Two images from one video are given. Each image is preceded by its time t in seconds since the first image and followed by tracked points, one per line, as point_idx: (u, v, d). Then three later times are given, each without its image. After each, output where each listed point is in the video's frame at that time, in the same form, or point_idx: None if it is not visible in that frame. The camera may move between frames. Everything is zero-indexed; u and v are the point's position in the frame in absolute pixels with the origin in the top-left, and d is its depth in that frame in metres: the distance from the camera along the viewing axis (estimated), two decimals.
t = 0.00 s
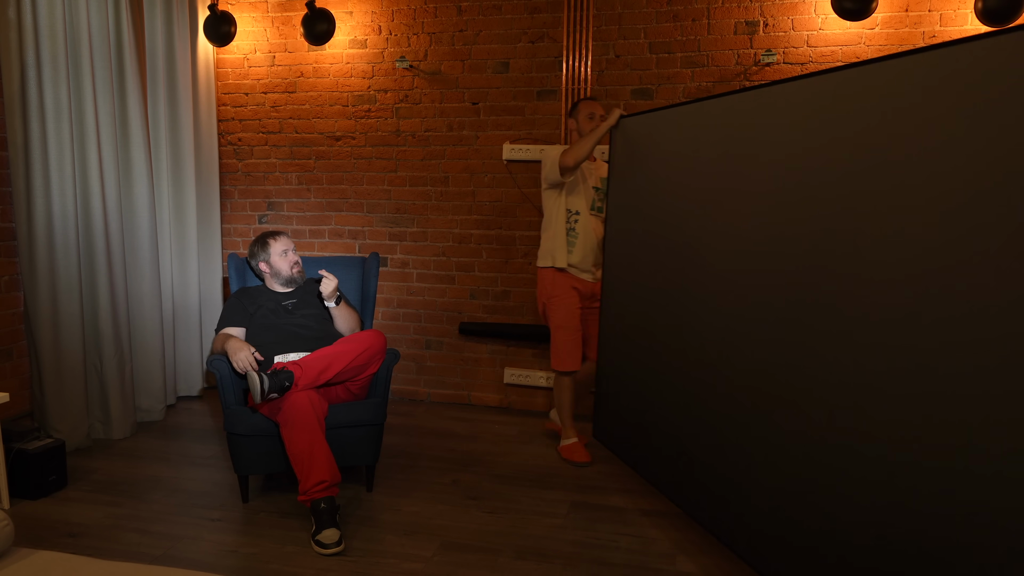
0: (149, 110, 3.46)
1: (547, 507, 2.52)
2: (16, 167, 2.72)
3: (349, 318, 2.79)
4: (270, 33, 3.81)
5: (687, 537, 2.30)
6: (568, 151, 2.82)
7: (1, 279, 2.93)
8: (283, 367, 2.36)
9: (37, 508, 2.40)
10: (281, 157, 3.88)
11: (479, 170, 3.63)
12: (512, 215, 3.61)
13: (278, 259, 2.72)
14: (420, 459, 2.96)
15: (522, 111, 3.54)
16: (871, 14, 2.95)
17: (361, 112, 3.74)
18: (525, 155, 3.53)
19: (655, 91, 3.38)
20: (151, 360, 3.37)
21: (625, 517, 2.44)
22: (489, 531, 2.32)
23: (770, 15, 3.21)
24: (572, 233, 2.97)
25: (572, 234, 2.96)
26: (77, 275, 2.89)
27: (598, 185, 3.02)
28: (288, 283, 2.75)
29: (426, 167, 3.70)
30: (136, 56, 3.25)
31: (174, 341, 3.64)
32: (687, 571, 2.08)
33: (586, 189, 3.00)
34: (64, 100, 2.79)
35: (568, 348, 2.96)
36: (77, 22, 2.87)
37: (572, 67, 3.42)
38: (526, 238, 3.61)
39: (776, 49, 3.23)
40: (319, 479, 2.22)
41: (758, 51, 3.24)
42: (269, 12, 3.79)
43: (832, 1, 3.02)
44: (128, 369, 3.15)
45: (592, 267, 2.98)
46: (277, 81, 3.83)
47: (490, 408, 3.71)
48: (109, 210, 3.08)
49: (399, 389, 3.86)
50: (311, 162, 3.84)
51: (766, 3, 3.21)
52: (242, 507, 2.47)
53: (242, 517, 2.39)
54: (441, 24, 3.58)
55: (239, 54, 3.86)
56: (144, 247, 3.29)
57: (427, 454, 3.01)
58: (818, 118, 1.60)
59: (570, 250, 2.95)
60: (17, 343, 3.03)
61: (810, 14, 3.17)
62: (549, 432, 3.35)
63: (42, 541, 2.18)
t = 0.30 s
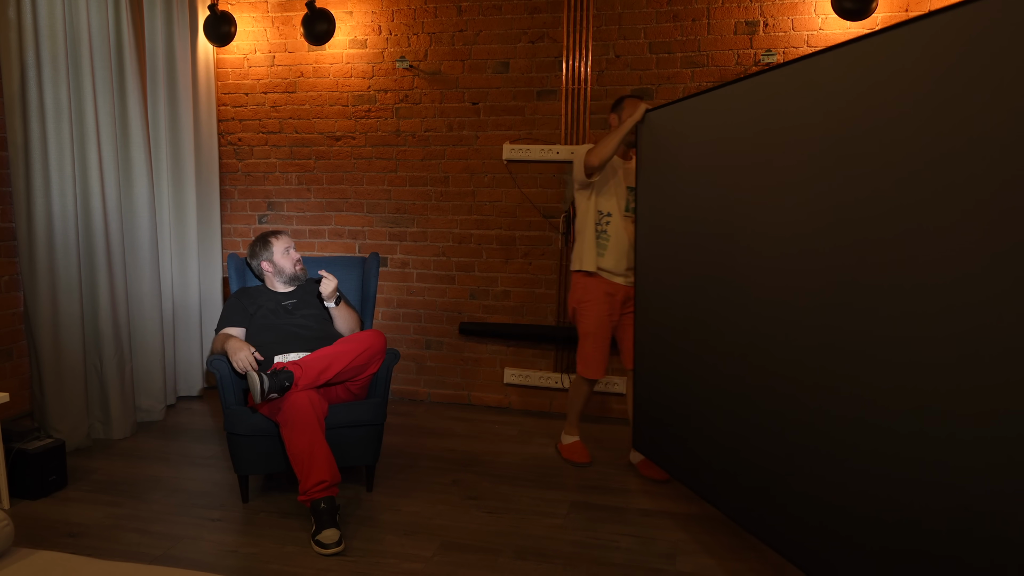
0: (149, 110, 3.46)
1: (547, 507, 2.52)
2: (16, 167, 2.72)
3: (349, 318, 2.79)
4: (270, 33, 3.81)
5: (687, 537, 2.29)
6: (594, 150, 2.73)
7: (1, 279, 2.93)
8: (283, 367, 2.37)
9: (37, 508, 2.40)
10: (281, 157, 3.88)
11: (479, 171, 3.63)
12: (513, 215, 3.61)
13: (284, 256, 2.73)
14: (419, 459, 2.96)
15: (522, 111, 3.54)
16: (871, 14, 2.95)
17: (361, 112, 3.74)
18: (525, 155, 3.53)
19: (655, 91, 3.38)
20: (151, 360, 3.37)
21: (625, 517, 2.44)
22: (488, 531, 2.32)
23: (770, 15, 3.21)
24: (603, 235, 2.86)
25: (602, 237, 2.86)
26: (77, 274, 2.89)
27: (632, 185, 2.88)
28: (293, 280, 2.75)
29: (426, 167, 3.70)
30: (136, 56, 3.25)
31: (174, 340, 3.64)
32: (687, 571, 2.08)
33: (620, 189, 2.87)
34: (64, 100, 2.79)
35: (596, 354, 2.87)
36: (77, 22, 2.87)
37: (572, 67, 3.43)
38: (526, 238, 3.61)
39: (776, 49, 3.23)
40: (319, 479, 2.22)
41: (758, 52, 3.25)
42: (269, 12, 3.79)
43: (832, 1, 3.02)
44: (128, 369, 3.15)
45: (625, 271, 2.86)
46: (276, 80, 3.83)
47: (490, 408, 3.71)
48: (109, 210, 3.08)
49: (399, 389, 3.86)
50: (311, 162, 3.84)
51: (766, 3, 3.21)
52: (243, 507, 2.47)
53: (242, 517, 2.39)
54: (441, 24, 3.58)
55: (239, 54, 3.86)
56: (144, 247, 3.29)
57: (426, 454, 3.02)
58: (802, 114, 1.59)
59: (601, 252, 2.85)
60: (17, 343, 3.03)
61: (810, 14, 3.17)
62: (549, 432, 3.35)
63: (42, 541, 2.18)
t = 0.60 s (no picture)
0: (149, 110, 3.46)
1: (547, 507, 2.52)
2: (16, 167, 2.72)
3: (349, 319, 2.79)
4: (270, 33, 3.81)
5: (687, 538, 2.29)
6: (622, 146, 2.57)
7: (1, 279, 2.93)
8: (283, 367, 2.37)
9: (37, 508, 2.40)
10: (281, 157, 3.88)
11: (479, 171, 3.63)
12: (513, 215, 3.61)
13: (284, 256, 2.73)
14: (419, 459, 2.96)
15: (522, 111, 3.54)
16: (871, 14, 2.95)
17: (361, 112, 3.74)
18: (525, 155, 3.53)
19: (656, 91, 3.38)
20: (151, 361, 3.37)
21: (625, 517, 2.44)
22: (488, 531, 2.32)
23: (770, 15, 3.21)
24: (633, 236, 2.71)
25: (634, 236, 2.70)
26: (77, 275, 2.89)
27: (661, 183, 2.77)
28: (290, 281, 2.75)
29: (426, 167, 3.70)
30: (136, 56, 3.25)
31: (174, 340, 3.64)
32: (687, 571, 2.08)
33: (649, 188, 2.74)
34: (64, 100, 2.79)
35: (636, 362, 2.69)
36: (77, 22, 2.87)
37: (572, 67, 3.43)
38: (526, 238, 3.61)
39: (776, 49, 3.22)
40: (319, 478, 2.22)
41: (758, 51, 3.25)
42: (269, 12, 3.79)
43: (832, 1, 3.02)
44: (128, 369, 3.15)
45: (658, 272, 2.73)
46: (276, 80, 3.83)
47: (490, 408, 3.71)
48: (109, 210, 3.08)
49: (399, 389, 3.86)
50: (311, 162, 3.84)
51: (766, 3, 3.21)
52: (243, 507, 2.48)
53: (242, 517, 2.39)
54: (441, 24, 3.58)
55: (239, 53, 3.86)
56: (144, 247, 3.29)
57: (427, 454, 3.02)
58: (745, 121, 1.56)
59: (633, 252, 2.69)
60: (17, 343, 3.03)
61: (810, 14, 3.17)
62: (549, 432, 3.35)
63: (42, 541, 2.18)
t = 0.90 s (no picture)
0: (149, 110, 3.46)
1: (547, 507, 2.52)
2: (16, 167, 2.72)
3: (348, 321, 2.77)
4: (270, 33, 3.80)
5: (687, 538, 2.29)
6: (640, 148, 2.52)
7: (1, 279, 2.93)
8: (283, 367, 2.37)
9: (38, 508, 2.40)
10: (281, 157, 3.88)
11: (479, 171, 3.63)
12: (512, 215, 3.61)
13: (273, 259, 2.71)
14: (419, 459, 2.96)
15: (522, 111, 3.54)
16: (871, 14, 2.95)
17: (361, 112, 3.73)
18: (525, 156, 3.53)
19: (656, 91, 3.38)
20: (151, 361, 3.38)
21: (625, 517, 2.44)
22: (489, 531, 2.32)
23: (770, 15, 3.21)
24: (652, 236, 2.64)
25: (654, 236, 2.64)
26: (77, 275, 2.89)
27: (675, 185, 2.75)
28: (281, 285, 2.73)
29: (426, 167, 3.70)
30: (136, 56, 3.25)
31: (173, 340, 3.64)
32: (686, 571, 2.08)
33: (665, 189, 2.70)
34: (64, 100, 2.80)
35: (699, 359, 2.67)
36: (77, 22, 2.87)
37: (572, 67, 3.44)
38: (526, 238, 3.61)
39: (777, 49, 3.22)
40: (319, 479, 2.22)
41: (758, 52, 3.25)
42: (269, 12, 3.79)
43: (833, 1, 3.02)
44: (128, 369, 3.15)
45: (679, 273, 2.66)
46: (277, 80, 3.83)
47: (490, 409, 3.71)
48: (109, 210, 3.08)
49: (399, 389, 3.87)
50: (311, 162, 3.84)
51: (766, 3, 3.21)
52: (243, 507, 2.48)
53: (242, 517, 2.39)
54: (441, 24, 3.58)
55: (239, 53, 3.86)
56: (144, 247, 3.29)
57: (427, 454, 3.02)
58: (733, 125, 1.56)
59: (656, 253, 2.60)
60: (17, 343, 3.02)
61: (810, 14, 3.17)
62: (550, 432, 3.35)
63: (42, 541, 2.18)
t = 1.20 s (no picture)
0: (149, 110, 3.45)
1: (547, 507, 2.52)
2: (16, 167, 2.73)
3: (348, 321, 2.77)
4: (270, 33, 3.80)
5: (687, 538, 2.29)
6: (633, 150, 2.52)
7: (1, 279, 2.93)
8: (283, 367, 2.37)
9: (37, 508, 2.40)
10: (281, 157, 3.88)
11: (479, 171, 3.63)
12: (512, 215, 3.61)
13: (273, 259, 2.71)
14: (419, 459, 2.96)
15: (522, 111, 3.54)
16: (871, 14, 2.95)
17: (361, 112, 3.73)
18: (525, 156, 3.53)
19: (655, 91, 3.38)
20: (151, 361, 3.37)
21: (625, 517, 2.44)
22: (489, 531, 2.32)
23: (770, 15, 3.21)
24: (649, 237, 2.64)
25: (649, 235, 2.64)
26: (77, 274, 2.89)
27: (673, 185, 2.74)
28: (281, 285, 2.73)
29: (426, 167, 3.70)
30: (136, 56, 3.25)
31: (173, 340, 3.64)
32: (687, 571, 2.08)
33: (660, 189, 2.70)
34: (64, 100, 2.80)
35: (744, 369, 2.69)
36: (77, 22, 2.87)
37: (572, 67, 3.44)
38: (526, 238, 3.61)
39: (777, 49, 3.22)
40: (319, 479, 2.22)
41: (758, 52, 3.24)
42: (269, 12, 3.79)
43: (833, 1, 3.02)
44: (128, 369, 3.15)
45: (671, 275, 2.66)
46: (276, 81, 3.83)
47: (490, 409, 3.71)
48: (109, 210, 3.08)
49: (399, 389, 3.87)
50: (311, 162, 3.84)
51: (766, 3, 3.21)
52: (243, 507, 2.48)
53: (242, 517, 2.39)
54: (441, 24, 3.58)
55: (239, 53, 3.86)
56: (144, 247, 3.29)
57: (427, 454, 3.02)
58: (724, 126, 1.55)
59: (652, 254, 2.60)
60: (17, 344, 3.02)
61: (810, 14, 3.17)
62: (550, 432, 3.35)
63: (42, 541, 2.18)
